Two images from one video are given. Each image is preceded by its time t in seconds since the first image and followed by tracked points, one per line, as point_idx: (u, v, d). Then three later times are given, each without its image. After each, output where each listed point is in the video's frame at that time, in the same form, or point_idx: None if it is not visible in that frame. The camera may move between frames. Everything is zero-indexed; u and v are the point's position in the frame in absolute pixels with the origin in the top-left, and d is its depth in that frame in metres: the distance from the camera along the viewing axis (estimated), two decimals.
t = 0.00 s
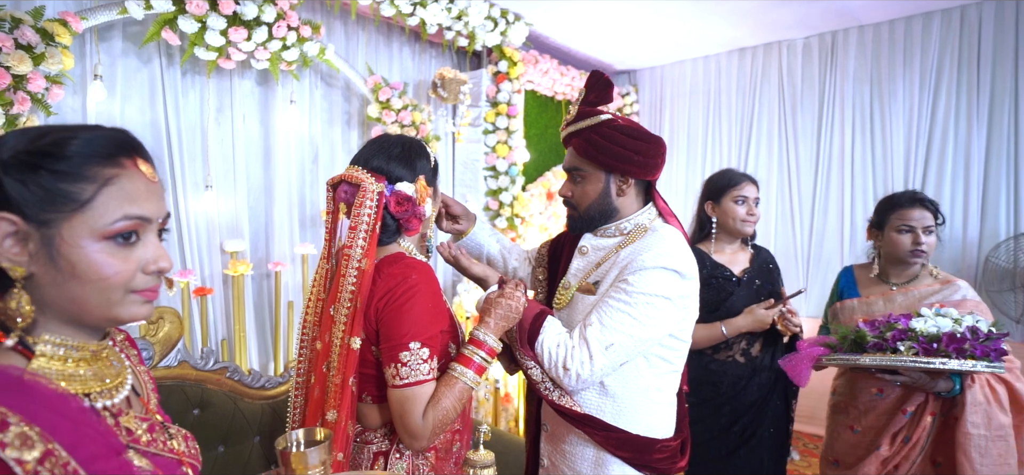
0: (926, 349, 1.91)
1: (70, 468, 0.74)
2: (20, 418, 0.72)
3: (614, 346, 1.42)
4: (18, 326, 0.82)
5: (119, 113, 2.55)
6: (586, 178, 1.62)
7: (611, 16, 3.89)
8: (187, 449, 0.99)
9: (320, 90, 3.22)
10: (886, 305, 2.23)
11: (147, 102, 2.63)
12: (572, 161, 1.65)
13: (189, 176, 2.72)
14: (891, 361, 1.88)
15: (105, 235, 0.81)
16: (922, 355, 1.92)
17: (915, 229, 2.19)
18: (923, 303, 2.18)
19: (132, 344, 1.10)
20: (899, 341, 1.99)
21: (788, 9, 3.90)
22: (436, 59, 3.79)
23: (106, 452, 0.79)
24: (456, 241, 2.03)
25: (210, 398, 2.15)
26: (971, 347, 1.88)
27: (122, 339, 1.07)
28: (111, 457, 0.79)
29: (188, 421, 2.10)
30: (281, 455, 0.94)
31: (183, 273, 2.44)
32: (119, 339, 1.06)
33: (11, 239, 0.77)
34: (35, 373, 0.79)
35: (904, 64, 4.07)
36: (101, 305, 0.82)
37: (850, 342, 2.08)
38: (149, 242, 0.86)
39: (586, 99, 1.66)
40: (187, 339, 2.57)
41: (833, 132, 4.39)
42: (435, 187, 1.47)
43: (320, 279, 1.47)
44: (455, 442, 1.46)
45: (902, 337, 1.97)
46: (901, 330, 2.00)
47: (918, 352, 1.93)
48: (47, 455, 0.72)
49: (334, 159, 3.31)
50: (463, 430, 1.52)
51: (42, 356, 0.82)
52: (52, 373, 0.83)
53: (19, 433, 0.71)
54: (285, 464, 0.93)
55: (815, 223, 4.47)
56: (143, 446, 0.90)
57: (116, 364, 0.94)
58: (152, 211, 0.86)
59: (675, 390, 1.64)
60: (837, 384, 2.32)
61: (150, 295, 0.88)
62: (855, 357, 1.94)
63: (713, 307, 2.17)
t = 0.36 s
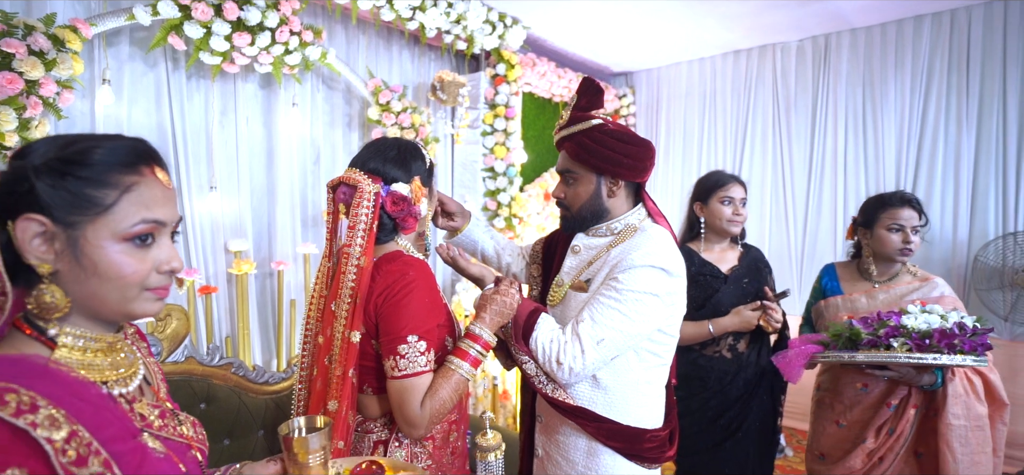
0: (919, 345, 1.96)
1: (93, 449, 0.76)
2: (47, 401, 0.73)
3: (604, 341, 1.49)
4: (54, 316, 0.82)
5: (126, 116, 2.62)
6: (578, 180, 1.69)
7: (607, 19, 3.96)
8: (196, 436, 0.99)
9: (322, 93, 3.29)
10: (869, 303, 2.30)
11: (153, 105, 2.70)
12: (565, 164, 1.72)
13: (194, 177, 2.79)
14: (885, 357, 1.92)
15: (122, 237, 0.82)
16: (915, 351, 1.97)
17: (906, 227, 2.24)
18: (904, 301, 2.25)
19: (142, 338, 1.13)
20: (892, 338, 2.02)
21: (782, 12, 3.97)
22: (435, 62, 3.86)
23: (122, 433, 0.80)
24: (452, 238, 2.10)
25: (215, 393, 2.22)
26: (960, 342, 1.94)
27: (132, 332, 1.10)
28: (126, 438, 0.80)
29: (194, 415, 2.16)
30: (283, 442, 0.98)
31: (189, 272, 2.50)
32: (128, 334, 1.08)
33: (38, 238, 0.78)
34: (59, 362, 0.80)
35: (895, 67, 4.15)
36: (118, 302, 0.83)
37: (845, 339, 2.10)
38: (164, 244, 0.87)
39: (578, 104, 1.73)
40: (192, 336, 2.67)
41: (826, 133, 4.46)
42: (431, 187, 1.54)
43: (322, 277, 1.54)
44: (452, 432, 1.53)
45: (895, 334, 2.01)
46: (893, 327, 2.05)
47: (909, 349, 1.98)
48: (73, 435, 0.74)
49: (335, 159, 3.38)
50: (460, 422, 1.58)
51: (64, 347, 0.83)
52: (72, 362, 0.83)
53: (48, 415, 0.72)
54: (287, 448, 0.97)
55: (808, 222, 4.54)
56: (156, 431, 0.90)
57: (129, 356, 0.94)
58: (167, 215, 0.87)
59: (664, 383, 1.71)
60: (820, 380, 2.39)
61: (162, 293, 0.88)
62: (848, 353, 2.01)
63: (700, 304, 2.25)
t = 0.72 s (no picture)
0: (915, 341, 2.03)
1: (123, 430, 0.76)
2: (81, 385, 0.74)
3: (599, 335, 1.55)
4: (80, 309, 0.83)
5: (134, 118, 2.68)
6: (574, 181, 1.75)
7: (605, 21, 4.02)
8: (209, 421, 1.00)
9: (324, 95, 3.36)
10: (857, 299, 2.36)
11: (160, 107, 2.76)
12: (562, 166, 1.78)
13: (199, 178, 2.85)
14: (878, 352, 1.99)
15: (144, 235, 0.84)
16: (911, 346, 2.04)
17: (895, 226, 2.30)
18: (891, 297, 2.32)
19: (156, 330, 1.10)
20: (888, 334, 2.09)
21: (777, 15, 4.03)
22: (435, 64, 3.93)
23: (148, 417, 0.81)
24: (452, 235, 2.16)
25: (222, 388, 2.29)
26: (954, 337, 2.01)
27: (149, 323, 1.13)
28: (151, 422, 0.81)
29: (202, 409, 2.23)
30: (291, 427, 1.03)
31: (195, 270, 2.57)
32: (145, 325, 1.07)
33: (70, 236, 0.80)
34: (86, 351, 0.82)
35: (888, 69, 4.22)
36: (141, 296, 0.86)
37: (841, 335, 2.15)
38: (184, 242, 0.90)
39: (574, 109, 1.80)
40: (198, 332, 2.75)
41: (820, 134, 4.53)
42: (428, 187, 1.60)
43: (324, 275, 1.60)
44: (450, 424, 1.59)
45: (892, 330, 2.07)
46: (889, 323, 2.10)
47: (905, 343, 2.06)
48: (106, 417, 0.74)
49: (337, 160, 3.44)
50: (458, 414, 1.64)
51: (90, 337, 0.85)
52: (99, 352, 0.85)
53: (84, 397, 0.73)
54: (295, 433, 1.02)
55: (803, 222, 4.61)
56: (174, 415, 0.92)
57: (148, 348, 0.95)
58: (186, 215, 0.90)
59: (656, 376, 1.77)
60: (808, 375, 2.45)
61: (181, 287, 0.91)
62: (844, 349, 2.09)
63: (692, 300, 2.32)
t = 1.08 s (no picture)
0: (906, 334, 2.08)
1: (156, 409, 0.82)
2: (118, 368, 0.80)
3: (594, 327, 1.61)
4: (107, 299, 0.89)
5: (143, 119, 2.74)
6: (571, 181, 1.82)
7: (603, 24, 4.08)
8: (228, 405, 1.06)
9: (327, 97, 3.43)
10: (844, 295, 2.43)
11: (169, 108, 2.83)
12: (559, 166, 1.85)
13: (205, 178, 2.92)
14: (871, 345, 2.05)
15: (169, 230, 0.90)
16: (902, 339, 2.09)
17: (881, 224, 2.38)
18: (877, 293, 2.40)
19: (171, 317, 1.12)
20: (880, 328, 2.15)
21: (772, 17, 4.10)
22: (436, 66, 4.00)
23: (175, 398, 0.87)
24: (453, 231, 2.23)
25: (230, 381, 2.37)
26: (942, 330, 2.08)
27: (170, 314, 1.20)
28: (178, 402, 0.87)
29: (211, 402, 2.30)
30: (303, 411, 1.07)
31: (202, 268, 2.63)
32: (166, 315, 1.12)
33: (102, 231, 0.87)
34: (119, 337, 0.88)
35: (882, 70, 4.28)
36: (167, 287, 0.91)
37: (835, 330, 2.23)
38: (205, 237, 0.95)
39: (571, 111, 1.86)
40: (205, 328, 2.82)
41: (815, 134, 4.59)
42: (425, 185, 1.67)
43: (327, 270, 1.67)
44: (450, 413, 1.66)
45: (883, 324, 2.13)
46: (880, 317, 2.18)
47: (897, 337, 2.11)
48: (140, 396, 0.81)
49: (340, 160, 3.51)
50: (458, 405, 1.71)
51: (122, 325, 0.91)
52: (131, 339, 0.91)
53: (122, 378, 0.79)
54: (306, 417, 1.06)
55: (798, 221, 4.68)
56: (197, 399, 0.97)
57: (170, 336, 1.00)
58: (208, 212, 0.96)
59: (649, 368, 1.84)
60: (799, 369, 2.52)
61: (202, 279, 0.97)
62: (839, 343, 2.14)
63: (685, 295, 2.39)
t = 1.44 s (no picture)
0: (894, 329, 2.17)
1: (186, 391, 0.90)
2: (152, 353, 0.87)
3: (591, 321, 1.69)
4: (145, 290, 0.97)
5: (152, 122, 2.82)
6: (568, 181, 1.89)
7: (601, 27, 4.16)
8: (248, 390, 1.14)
9: (330, 99, 3.50)
10: (831, 292, 2.50)
11: (177, 110, 2.90)
12: (556, 167, 1.92)
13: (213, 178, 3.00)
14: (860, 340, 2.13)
15: (197, 227, 0.97)
16: (891, 334, 2.18)
17: (865, 223, 2.46)
18: (863, 290, 2.48)
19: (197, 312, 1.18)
20: (870, 323, 2.23)
21: (766, 21, 4.19)
22: (436, 68, 4.08)
23: (203, 382, 0.95)
24: (455, 230, 2.31)
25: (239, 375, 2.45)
26: (927, 325, 2.18)
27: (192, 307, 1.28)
28: (205, 387, 0.95)
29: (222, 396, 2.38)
30: (316, 397, 1.14)
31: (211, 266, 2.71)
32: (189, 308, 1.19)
33: (137, 228, 0.94)
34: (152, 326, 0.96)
35: (874, 73, 4.36)
36: (196, 279, 0.99)
37: (827, 325, 2.28)
38: (229, 234, 1.03)
39: (568, 115, 1.94)
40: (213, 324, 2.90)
41: (809, 136, 4.67)
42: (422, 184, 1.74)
43: (329, 269, 1.74)
44: (451, 403, 1.74)
45: (873, 320, 2.21)
46: (869, 313, 2.24)
47: (886, 332, 2.19)
48: (174, 380, 0.88)
49: (343, 161, 3.58)
50: (458, 395, 1.79)
51: (154, 314, 0.99)
52: (162, 328, 0.99)
53: (158, 362, 0.87)
54: (319, 403, 1.13)
55: (793, 221, 4.76)
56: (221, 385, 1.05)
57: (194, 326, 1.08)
58: (231, 210, 1.03)
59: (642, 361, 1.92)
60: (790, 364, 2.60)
61: (226, 272, 1.04)
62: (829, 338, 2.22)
63: (680, 292, 2.47)
